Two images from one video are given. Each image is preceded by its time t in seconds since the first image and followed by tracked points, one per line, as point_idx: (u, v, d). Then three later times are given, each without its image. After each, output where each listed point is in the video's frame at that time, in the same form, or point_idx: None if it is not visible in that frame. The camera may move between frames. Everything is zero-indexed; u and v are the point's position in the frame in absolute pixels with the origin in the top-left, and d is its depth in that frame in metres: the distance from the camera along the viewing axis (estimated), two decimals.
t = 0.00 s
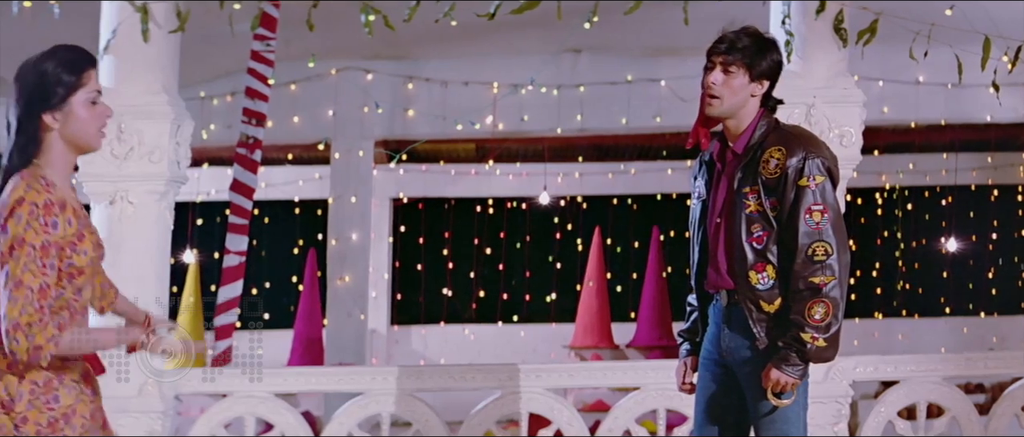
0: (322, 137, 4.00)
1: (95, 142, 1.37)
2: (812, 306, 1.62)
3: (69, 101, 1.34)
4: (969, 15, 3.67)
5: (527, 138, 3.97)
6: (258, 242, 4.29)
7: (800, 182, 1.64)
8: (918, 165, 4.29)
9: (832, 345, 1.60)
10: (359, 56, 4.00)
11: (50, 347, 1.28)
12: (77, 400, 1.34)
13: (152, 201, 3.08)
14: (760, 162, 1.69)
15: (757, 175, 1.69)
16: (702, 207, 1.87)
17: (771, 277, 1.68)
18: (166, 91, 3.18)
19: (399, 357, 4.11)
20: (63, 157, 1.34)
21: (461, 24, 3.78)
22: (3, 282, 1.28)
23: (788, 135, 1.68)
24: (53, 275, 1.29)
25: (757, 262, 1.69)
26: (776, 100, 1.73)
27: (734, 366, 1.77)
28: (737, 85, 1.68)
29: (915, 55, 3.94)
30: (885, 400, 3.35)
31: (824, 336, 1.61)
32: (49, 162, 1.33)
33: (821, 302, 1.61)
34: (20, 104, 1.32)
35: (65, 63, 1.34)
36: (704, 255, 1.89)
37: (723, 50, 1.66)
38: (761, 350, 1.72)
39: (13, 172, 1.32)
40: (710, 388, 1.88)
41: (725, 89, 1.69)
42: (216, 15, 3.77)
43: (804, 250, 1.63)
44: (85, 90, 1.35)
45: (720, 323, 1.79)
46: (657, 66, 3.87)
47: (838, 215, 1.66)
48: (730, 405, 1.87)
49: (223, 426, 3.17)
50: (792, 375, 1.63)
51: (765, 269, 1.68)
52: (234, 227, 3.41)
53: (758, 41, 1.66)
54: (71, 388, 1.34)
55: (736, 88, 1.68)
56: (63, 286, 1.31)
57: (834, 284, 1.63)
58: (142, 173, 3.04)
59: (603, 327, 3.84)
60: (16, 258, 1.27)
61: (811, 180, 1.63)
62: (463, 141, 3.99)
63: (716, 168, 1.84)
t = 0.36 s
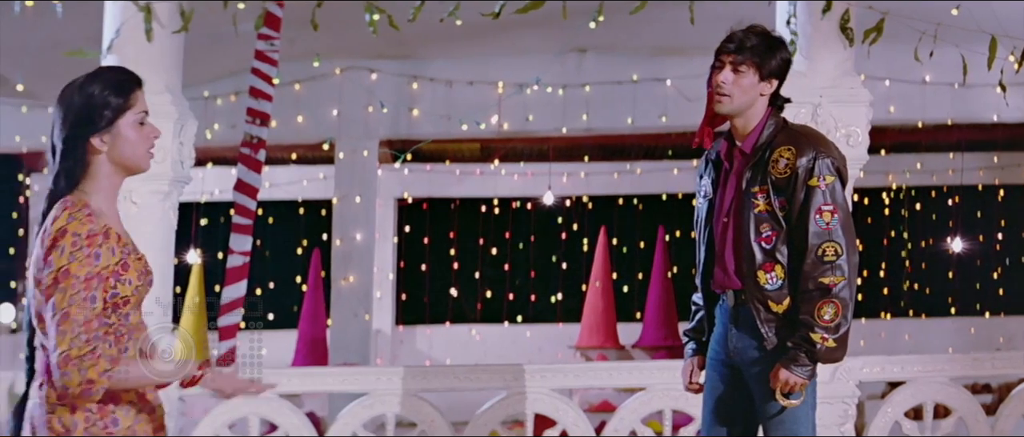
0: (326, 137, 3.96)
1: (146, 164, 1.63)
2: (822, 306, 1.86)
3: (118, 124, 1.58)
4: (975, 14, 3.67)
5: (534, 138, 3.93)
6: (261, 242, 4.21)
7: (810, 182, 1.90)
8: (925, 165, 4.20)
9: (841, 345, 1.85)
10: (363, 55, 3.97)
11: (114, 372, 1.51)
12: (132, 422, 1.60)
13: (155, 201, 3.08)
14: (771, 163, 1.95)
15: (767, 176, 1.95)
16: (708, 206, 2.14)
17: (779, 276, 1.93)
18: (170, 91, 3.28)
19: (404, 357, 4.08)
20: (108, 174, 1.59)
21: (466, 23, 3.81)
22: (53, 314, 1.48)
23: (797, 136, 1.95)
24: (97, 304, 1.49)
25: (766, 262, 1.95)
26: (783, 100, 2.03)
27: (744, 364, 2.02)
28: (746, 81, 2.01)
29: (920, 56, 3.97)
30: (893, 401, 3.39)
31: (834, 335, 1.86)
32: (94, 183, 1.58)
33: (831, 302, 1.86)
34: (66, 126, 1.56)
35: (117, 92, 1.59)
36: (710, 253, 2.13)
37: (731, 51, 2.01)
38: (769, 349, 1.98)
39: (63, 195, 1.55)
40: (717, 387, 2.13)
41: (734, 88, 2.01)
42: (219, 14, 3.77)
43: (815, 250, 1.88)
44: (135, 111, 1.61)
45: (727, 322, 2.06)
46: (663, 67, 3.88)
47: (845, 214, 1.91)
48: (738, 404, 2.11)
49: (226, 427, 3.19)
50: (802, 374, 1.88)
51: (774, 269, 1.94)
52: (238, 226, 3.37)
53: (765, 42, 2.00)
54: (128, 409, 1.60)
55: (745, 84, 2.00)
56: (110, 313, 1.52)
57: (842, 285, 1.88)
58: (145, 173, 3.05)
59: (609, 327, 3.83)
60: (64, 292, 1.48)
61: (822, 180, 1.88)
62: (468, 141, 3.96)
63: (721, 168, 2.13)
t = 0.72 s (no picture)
0: (331, 137, 3.96)
1: (211, 146, 1.69)
2: (830, 308, 2.02)
3: (187, 105, 1.64)
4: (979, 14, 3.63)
5: (541, 138, 3.93)
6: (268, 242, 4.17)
7: (818, 184, 2.05)
8: (931, 165, 4.25)
9: (848, 345, 2.00)
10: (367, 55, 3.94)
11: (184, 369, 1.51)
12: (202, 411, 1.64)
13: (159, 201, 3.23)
14: (779, 165, 2.10)
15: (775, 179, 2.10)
16: (714, 206, 2.32)
17: (786, 278, 2.08)
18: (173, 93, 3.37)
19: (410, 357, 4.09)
20: (177, 158, 1.66)
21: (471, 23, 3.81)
22: (123, 300, 1.50)
23: (803, 138, 2.09)
24: (171, 290, 1.52)
25: (774, 263, 2.09)
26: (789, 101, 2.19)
27: (751, 363, 2.19)
28: (753, 82, 2.15)
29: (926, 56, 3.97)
30: (897, 402, 3.44)
31: (841, 336, 2.01)
32: (164, 166, 1.64)
33: (839, 303, 2.01)
34: (137, 107, 1.61)
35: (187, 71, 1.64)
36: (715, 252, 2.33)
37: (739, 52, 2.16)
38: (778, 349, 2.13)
39: (133, 177, 1.61)
40: (723, 386, 2.30)
41: (743, 89, 2.16)
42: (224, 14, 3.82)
43: (824, 250, 2.03)
44: (201, 94, 1.66)
45: (734, 322, 2.22)
46: (666, 66, 3.84)
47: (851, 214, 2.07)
48: (742, 404, 2.30)
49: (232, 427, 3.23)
50: (809, 374, 2.04)
51: (781, 270, 2.08)
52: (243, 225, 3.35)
53: (770, 44, 2.16)
54: (201, 399, 1.64)
55: (752, 84, 2.15)
56: (189, 294, 1.58)
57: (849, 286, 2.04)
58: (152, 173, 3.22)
59: (614, 327, 3.83)
60: (135, 280, 1.49)
61: (829, 183, 2.04)
62: (473, 141, 3.95)
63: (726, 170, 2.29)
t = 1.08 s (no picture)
0: (336, 138, 3.92)
1: (261, 137, 2.30)
2: (837, 309, 2.39)
3: (238, 99, 2.25)
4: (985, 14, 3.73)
5: (547, 139, 3.89)
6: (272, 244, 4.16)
7: (825, 186, 2.43)
8: (936, 165, 4.24)
9: (853, 346, 2.37)
10: (375, 55, 3.95)
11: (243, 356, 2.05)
12: (264, 399, 2.14)
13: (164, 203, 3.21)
14: (785, 166, 2.49)
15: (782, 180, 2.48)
16: (720, 206, 2.65)
17: (790, 278, 2.46)
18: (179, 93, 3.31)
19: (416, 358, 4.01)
20: (226, 150, 2.21)
21: (476, 25, 3.80)
22: (186, 282, 1.98)
23: (811, 143, 2.48)
24: (228, 272, 2.00)
25: (779, 264, 2.48)
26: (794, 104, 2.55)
27: (758, 363, 2.52)
28: (760, 82, 2.56)
29: (931, 56, 4.03)
30: (903, 402, 3.40)
31: (847, 339, 2.38)
32: (213, 157, 2.18)
33: (845, 306, 2.38)
34: (195, 99, 2.21)
35: (240, 68, 2.25)
36: (720, 254, 2.63)
37: (747, 53, 2.57)
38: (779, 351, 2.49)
39: (184, 168, 2.13)
40: (728, 389, 2.63)
41: (750, 89, 2.56)
42: (229, 15, 3.79)
43: (831, 253, 2.41)
44: (251, 91, 2.27)
45: (739, 324, 2.56)
46: (674, 67, 3.89)
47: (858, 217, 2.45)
48: (748, 406, 2.61)
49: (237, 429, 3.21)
50: (814, 377, 2.38)
51: (787, 271, 2.47)
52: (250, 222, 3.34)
53: (774, 44, 2.57)
54: (261, 386, 2.13)
55: (760, 85, 2.56)
56: (240, 282, 2.02)
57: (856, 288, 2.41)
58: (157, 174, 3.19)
59: (619, 328, 3.83)
60: (196, 263, 1.98)
61: (836, 184, 2.42)
62: (478, 142, 3.92)
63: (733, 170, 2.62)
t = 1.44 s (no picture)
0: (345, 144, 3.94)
1: (337, 144, 1.73)
2: (847, 315, 2.11)
3: (315, 105, 1.68)
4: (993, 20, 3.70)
5: (555, 145, 3.90)
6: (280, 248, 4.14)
7: (836, 190, 2.13)
8: (943, 171, 4.24)
9: (865, 353, 2.10)
10: (383, 62, 3.94)
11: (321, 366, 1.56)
12: (320, 408, 1.66)
13: (172, 207, 3.20)
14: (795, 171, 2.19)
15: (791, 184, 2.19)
16: (729, 211, 2.40)
17: (801, 284, 2.17)
18: (187, 98, 3.29)
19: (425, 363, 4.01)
20: (303, 155, 1.71)
21: (485, 31, 3.81)
22: (258, 302, 1.54)
23: (822, 146, 2.18)
24: (303, 293, 1.56)
25: (789, 271, 2.18)
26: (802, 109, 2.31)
27: (767, 369, 2.29)
28: (770, 88, 2.27)
29: (937, 64, 4.00)
30: (912, 409, 3.43)
31: (857, 346, 2.10)
32: (288, 163, 1.69)
33: (855, 313, 2.10)
34: (281, 101, 1.67)
35: (320, 62, 1.69)
36: (729, 259, 2.41)
37: (758, 58, 2.28)
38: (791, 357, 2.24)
39: (259, 175, 1.66)
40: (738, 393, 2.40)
41: (760, 96, 2.27)
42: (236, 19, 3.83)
43: (840, 258, 2.13)
44: (325, 98, 1.69)
45: (748, 329, 2.32)
46: (681, 72, 3.85)
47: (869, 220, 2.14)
48: (758, 410, 2.39)
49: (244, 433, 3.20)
50: (823, 383, 2.13)
51: (797, 276, 2.18)
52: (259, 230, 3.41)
53: (784, 48, 2.28)
54: (317, 397, 1.67)
55: (769, 90, 2.27)
56: (316, 296, 1.61)
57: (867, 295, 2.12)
58: (163, 180, 3.17)
59: (627, 334, 3.83)
60: (269, 282, 1.54)
61: (846, 190, 2.12)
62: (486, 148, 3.91)
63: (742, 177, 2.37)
